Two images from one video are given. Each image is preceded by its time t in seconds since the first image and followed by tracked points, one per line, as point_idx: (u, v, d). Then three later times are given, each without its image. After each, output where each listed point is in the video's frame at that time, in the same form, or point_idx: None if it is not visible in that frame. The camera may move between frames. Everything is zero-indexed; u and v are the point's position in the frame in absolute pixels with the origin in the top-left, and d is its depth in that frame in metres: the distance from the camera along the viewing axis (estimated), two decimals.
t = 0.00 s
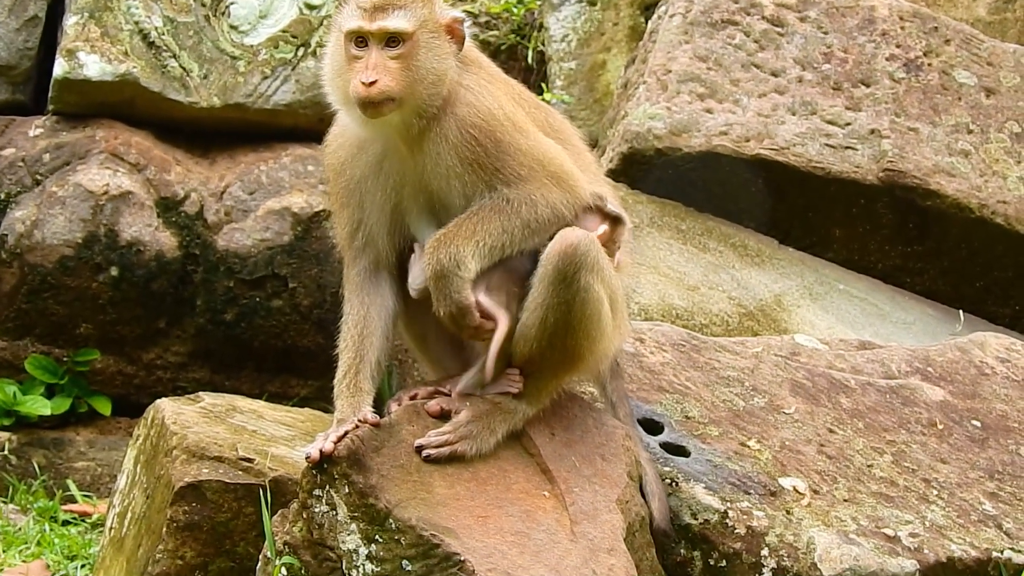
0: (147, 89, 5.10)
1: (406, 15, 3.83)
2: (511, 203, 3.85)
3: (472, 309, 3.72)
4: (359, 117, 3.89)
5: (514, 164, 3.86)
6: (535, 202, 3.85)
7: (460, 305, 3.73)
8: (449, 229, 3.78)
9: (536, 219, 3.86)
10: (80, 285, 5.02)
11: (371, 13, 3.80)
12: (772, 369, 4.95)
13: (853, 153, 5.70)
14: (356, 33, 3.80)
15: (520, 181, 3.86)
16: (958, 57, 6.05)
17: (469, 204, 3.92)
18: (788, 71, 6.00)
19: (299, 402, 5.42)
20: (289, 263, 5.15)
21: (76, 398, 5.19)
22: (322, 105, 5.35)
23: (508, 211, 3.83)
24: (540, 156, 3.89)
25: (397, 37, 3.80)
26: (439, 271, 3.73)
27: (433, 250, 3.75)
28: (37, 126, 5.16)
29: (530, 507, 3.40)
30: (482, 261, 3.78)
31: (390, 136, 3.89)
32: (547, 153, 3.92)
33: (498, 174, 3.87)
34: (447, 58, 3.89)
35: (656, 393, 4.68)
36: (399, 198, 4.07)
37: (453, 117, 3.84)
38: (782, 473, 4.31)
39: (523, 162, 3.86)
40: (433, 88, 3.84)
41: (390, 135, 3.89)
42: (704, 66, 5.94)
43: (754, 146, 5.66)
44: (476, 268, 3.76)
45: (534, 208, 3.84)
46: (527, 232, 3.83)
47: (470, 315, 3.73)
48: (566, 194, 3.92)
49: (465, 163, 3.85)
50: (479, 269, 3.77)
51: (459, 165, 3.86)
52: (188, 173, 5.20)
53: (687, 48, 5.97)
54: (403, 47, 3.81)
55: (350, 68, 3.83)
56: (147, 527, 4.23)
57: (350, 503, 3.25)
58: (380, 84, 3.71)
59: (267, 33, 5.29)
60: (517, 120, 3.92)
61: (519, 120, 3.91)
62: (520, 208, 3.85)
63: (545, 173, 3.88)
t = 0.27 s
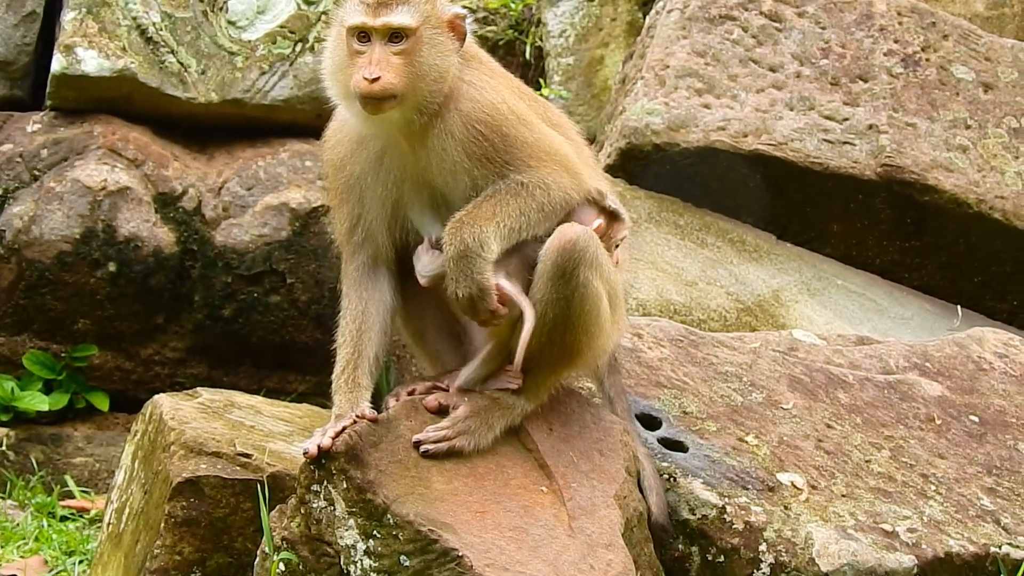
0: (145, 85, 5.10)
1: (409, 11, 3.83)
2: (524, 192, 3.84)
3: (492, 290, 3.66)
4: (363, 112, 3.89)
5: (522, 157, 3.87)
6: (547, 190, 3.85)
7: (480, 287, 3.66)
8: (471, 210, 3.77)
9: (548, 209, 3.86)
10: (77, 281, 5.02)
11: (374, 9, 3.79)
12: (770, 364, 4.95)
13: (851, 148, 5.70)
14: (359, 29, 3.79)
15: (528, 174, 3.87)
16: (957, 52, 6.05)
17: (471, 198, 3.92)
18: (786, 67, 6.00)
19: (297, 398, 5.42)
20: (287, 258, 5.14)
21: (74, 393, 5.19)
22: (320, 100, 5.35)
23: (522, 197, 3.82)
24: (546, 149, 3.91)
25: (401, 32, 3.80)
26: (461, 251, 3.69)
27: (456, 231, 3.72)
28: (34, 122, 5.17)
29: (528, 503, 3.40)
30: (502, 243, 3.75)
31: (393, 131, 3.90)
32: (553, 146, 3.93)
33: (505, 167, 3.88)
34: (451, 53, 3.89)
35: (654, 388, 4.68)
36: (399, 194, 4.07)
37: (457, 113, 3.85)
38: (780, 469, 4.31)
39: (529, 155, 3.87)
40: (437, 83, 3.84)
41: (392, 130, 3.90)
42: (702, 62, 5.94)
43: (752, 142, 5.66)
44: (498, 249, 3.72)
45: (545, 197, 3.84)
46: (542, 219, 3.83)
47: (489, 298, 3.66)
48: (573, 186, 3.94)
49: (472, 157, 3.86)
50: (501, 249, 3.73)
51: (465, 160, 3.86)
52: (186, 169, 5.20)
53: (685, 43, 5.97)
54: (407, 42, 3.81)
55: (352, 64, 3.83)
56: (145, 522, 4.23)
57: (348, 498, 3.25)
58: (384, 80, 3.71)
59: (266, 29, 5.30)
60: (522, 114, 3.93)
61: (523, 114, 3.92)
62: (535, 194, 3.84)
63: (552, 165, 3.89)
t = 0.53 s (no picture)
0: (143, 81, 5.10)
1: (416, 3, 3.81)
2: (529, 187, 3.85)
3: (500, 285, 3.66)
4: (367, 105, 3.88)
5: (526, 154, 3.89)
6: (552, 186, 3.86)
7: (488, 281, 3.66)
8: (481, 203, 3.77)
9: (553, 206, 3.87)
10: (75, 277, 5.02)
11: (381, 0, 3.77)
12: (768, 361, 4.95)
13: (849, 144, 5.70)
14: (366, 20, 3.78)
15: (532, 170, 3.88)
16: (955, 49, 6.04)
17: (474, 194, 3.93)
18: (784, 63, 6.00)
19: (295, 394, 5.42)
20: (285, 254, 5.14)
21: (72, 390, 5.19)
22: (318, 96, 5.34)
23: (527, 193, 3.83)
24: (549, 146, 3.93)
25: (407, 25, 3.79)
26: (471, 244, 3.69)
27: (466, 223, 3.72)
28: (32, 118, 5.17)
29: (526, 499, 3.40)
30: (512, 238, 3.76)
31: (396, 125, 3.90)
32: (555, 142, 3.95)
33: (509, 163, 3.89)
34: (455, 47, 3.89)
35: (652, 384, 4.67)
36: (400, 189, 4.06)
37: (461, 108, 3.86)
38: (778, 465, 4.31)
39: (532, 152, 3.89)
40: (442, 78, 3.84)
41: (396, 124, 3.90)
42: (700, 58, 5.93)
43: (750, 138, 5.67)
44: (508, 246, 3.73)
45: (549, 193, 3.86)
46: (549, 215, 3.84)
47: (496, 292, 3.67)
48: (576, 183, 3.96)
49: (477, 154, 3.87)
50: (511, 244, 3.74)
51: (469, 156, 3.87)
52: (183, 165, 5.20)
53: (683, 40, 5.95)
54: (414, 36, 3.80)
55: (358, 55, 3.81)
56: (143, 518, 4.23)
57: (346, 494, 3.25)
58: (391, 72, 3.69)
59: (263, 25, 5.29)
60: (524, 110, 3.94)
61: (526, 111, 3.94)
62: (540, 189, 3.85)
63: (555, 161, 3.91)
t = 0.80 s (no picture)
0: (141, 77, 5.10)
1: None
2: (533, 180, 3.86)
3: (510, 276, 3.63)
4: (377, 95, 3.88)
5: (530, 147, 3.90)
6: (556, 179, 3.87)
7: (498, 272, 3.64)
8: (488, 195, 3.78)
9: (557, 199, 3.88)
10: (74, 273, 5.02)
11: None
12: (767, 355, 4.94)
13: (848, 139, 5.69)
14: (380, 9, 3.78)
15: (535, 163, 3.90)
16: (953, 43, 6.05)
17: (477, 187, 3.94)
18: (782, 58, 6.01)
19: (294, 389, 5.43)
20: (283, 250, 5.14)
21: (71, 385, 5.19)
22: (316, 91, 5.35)
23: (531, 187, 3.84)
24: (552, 140, 3.95)
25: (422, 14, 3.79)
26: (479, 235, 3.68)
27: (474, 217, 3.72)
28: (30, 114, 5.17)
29: (525, 493, 3.40)
30: (520, 231, 3.75)
31: (403, 117, 3.90)
32: (558, 136, 3.97)
33: (513, 156, 3.91)
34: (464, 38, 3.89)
35: (651, 378, 4.67)
36: (401, 183, 4.05)
37: (468, 101, 3.87)
38: (777, 459, 4.30)
39: (536, 145, 3.91)
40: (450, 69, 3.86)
41: (403, 116, 3.90)
42: (698, 53, 5.94)
43: (748, 133, 5.67)
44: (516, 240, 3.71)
45: (555, 185, 3.86)
46: (554, 208, 3.84)
47: (506, 283, 3.64)
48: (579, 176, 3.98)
49: (481, 147, 3.88)
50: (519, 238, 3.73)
51: (473, 148, 3.89)
52: (182, 160, 5.20)
53: (681, 35, 5.96)
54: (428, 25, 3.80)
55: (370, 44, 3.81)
56: (142, 514, 4.22)
57: (345, 489, 3.22)
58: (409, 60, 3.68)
59: (261, 20, 5.31)
60: (528, 104, 3.96)
61: (529, 105, 3.96)
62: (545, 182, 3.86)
63: (558, 155, 3.93)
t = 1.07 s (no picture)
0: (138, 74, 5.10)
1: None
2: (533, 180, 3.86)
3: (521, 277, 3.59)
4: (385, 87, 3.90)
5: (530, 147, 3.91)
6: (556, 180, 3.87)
7: (508, 274, 3.61)
8: (486, 204, 3.77)
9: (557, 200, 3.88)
10: (72, 270, 5.02)
11: None
12: (765, 351, 4.95)
13: (846, 135, 5.69)
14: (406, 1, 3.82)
15: (535, 163, 3.90)
16: (950, 38, 6.06)
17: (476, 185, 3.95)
18: (780, 54, 6.00)
19: (292, 386, 5.44)
20: (282, 247, 5.14)
21: (69, 383, 5.19)
22: (314, 89, 5.37)
23: (530, 186, 3.85)
24: (552, 140, 3.95)
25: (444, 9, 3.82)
26: (481, 243, 3.65)
27: (474, 226, 3.70)
28: (28, 112, 5.16)
29: (524, 490, 3.40)
30: (521, 233, 3.74)
31: (408, 112, 3.91)
32: (558, 137, 3.97)
33: (513, 155, 3.91)
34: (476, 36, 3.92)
35: (649, 375, 4.68)
36: (398, 179, 4.07)
37: (471, 97, 3.88)
38: (775, 455, 4.30)
39: (536, 145, 3.91)
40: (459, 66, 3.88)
41: (409, 111, 3.91)
42: (696, 49, 5.94)
43: (747, 129, 5.66)
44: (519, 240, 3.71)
45: (554, 185, 3.87)
46: (554, 208, 3.84)
47: (519, 284, 3.59)
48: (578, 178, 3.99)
49: (482, 144, 3.89)
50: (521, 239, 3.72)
51: (473, 146, 3.89)
52: (180, 158, 5.20)
53: (678, 31, 5.97)
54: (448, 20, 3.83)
55: (391, 34, 3.84)
56: (140, 511, 4.22)
57: (343, 487, 3.25)
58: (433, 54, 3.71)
59: (258, 18, 5.28)
60: (529, 104, 3.97)
61: (531, 105, 3.97)
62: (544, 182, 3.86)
63: (557, 156, 3.93)
